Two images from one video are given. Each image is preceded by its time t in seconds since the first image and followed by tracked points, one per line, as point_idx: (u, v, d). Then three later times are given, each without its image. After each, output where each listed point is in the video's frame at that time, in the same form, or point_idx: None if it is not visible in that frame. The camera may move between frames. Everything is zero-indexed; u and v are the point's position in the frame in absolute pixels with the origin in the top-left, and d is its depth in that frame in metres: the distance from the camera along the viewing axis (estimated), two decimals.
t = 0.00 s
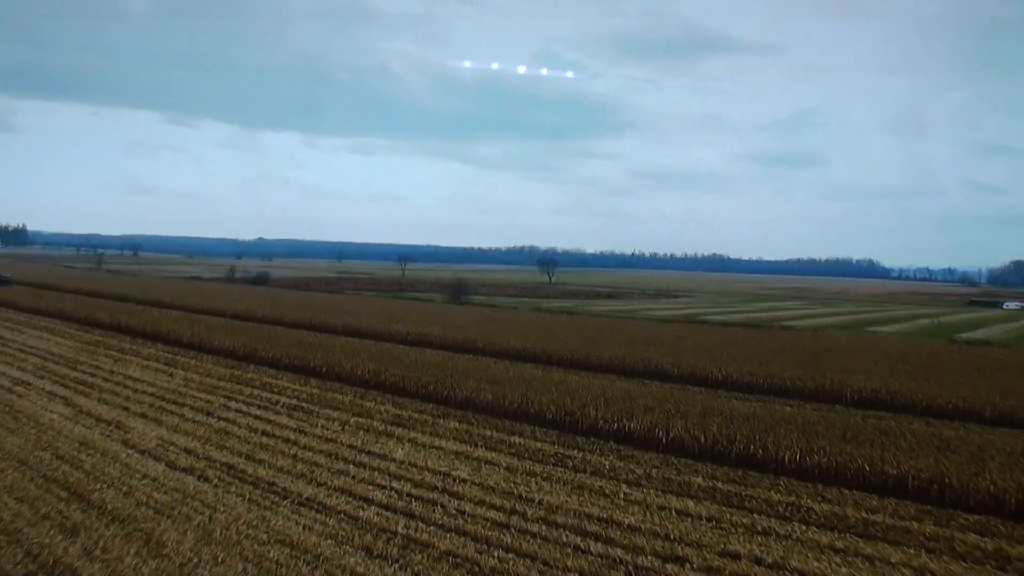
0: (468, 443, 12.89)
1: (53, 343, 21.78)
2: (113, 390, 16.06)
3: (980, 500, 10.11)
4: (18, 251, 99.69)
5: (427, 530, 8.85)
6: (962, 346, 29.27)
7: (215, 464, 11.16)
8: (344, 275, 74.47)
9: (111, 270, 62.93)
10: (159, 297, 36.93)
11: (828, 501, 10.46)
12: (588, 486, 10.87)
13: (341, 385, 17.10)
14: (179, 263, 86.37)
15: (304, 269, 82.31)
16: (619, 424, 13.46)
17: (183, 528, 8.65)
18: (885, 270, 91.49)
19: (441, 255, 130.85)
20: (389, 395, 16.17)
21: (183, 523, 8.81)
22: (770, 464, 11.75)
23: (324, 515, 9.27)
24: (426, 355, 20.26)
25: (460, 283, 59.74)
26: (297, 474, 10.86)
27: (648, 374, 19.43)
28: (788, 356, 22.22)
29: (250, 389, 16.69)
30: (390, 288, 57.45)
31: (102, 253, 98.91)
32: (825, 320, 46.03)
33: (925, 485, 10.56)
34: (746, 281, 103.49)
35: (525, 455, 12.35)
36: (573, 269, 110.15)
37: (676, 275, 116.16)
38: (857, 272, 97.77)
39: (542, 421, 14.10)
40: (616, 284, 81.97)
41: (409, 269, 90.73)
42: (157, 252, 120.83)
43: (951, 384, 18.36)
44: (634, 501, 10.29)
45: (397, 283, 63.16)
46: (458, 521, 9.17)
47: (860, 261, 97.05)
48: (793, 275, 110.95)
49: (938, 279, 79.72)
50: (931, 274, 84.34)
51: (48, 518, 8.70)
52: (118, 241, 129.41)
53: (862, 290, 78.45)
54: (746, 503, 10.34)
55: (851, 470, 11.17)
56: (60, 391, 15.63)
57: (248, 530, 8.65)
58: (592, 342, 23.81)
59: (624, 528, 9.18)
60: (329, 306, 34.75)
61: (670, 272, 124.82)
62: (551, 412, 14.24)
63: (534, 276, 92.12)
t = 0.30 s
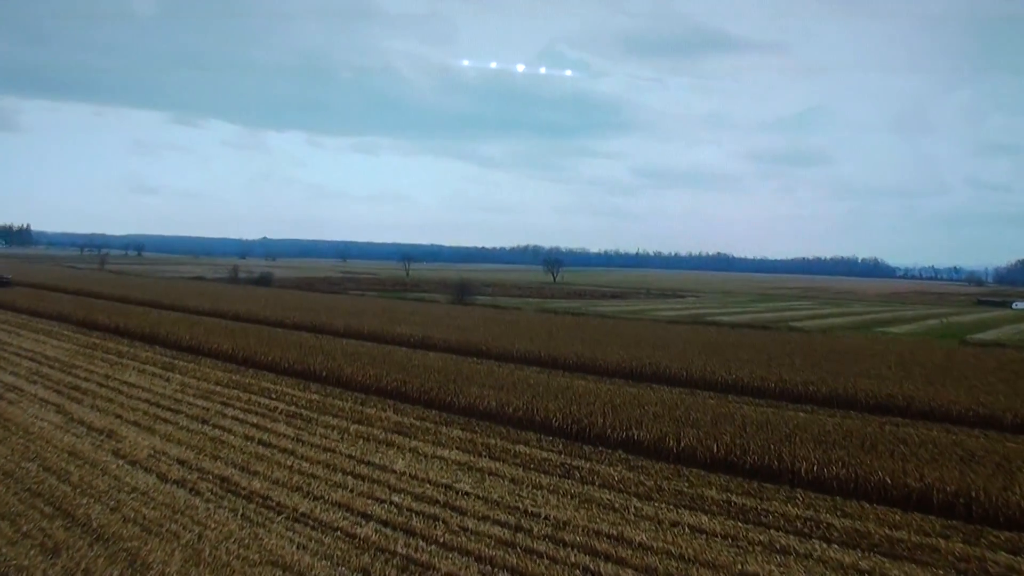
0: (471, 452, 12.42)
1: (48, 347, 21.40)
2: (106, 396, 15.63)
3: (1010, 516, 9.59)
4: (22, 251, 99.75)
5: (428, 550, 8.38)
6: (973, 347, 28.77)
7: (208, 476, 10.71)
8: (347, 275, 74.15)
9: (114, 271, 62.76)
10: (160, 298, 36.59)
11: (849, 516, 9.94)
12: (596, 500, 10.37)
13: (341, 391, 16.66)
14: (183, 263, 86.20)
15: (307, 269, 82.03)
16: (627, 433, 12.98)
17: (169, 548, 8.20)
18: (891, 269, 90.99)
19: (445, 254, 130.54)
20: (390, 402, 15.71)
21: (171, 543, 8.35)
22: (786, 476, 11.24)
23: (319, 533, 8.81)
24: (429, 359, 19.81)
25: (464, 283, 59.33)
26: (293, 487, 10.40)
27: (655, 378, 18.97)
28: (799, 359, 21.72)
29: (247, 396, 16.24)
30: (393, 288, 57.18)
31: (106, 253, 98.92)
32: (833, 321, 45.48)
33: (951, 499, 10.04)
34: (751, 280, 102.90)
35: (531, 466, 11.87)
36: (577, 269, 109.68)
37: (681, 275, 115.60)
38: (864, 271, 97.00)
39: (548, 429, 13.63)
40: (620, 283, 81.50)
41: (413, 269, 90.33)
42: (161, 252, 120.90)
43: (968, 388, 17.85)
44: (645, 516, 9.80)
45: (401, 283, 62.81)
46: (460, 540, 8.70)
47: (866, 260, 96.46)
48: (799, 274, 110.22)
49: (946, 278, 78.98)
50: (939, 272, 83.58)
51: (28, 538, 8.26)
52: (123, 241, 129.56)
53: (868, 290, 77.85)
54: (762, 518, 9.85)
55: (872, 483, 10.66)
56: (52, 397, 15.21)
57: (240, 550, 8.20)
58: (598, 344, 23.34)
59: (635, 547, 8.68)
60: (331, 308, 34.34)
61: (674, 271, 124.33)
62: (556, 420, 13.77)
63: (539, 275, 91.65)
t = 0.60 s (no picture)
0: (473, 462, 11.97)
1: (45, 347, 21.04)
2: (99, 399, 15.24)
3: None
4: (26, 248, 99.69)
5: (425, 570, 7.94)
6: (986, 352, 28.25)
7: (199, 487, 10.29)
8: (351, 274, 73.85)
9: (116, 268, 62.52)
10: (161, 296, 36.24)
11: (869, 535, 9.46)
12: (602, 515, 9.92)
13: (340, 395, 16.23)
14: (187, 261, 85.98)
15: (311, 267, 81.76)
16: (635, 442, 12.50)
17: (153, 566, 7.78)
18: (898, 270, 90.35)
19: (450, 253, 130.16)
20: (390, 407, 15.27)
21: (155, 560, 7.94)
22: (801, 490, 10.77)
23: (312, 550, 8.38)
24: (431, 362, 19.38)
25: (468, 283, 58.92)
26: (286, 499, 9.97)
27: (663, 384, 18.52)
28: (810, 364, 21.20)
29: (244, 399, 15.82)
30: (397, 288, 56.83)
31: (110, 250, 98.78)
32: (841, 324, 44.93)
33: (976, 518, 9.55)
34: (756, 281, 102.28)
35: (535, 477, 11.42)
36: (582, 269, 109.25)
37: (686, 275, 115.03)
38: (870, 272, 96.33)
39: (553, 437, 13.16)
40: (625, 284, 81.03)
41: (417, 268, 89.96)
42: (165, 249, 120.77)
43: (985, 396, 17.35)
44: (654, 533, 9.34)
45: (405, 282, 62.45)
46: (460, 559, 8.26)
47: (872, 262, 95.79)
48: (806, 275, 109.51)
49: (954, 279, 78.26)
50: (947, 274, 82.86)
51: (5, 555, 7.86)
52: (127, 238, 129.53)
53: (875, 291, 77.21)
54: (778, 537, 9.36)
55: (892, 499, 10.18)
56: (43, 400, 14.82)
57: (227, 568, 7.78)
58: (605, 347, 22.86)
59: (643, 568, 8.23)
60: (334, 307, 33.95)
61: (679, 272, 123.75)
62: (562, 428, 13.29)
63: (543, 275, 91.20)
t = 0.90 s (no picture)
0: (478, 476, 11.51)
1: (42, 353, 20.68)
2: (93, 407, 14.84)
3: None
4: (32, 250, 99.83)
5: None
6: (999, 357, 27.71)
7: (191, 503, 9.86)
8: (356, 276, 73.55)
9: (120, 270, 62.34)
10: (163, 300, 35.93)
11: (895, 556, 8.94)
12: (612, 534, 9.43)
13: (341, 403, 15.79)
14: (192, 263, 85.86)
15: (316, 270, 81.52)
16: (646, 455, 12.03)
17: None
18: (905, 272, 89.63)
19: (455, 255, 129.85)
20: (392, 416, 14.82)
21: None
22: (821, 506, 10.25)
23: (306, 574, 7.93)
24: (434, 368, 18.94)
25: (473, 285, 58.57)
26: (281, 517, 9.53)
27: (672, 391, 18.05)
28: (823, 370, 20.68)
29: (242, 408, 15.40)
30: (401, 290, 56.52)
31: (116, 252, 98.83)
32: (850, 326, 44.38)
33: (1008, 539, 9.02)
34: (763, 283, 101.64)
35: (542, 492, 10.94)
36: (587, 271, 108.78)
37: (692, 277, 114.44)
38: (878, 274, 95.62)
39: (560, 449, 12.69)
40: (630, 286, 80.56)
41: (422, 270, 89.64)
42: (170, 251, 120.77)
43: (1005, 403, 16.82)
44: (668, 554, 8.85)
45: (410, 285, 62.12)
46: None
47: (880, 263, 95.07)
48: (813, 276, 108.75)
49: (964, 280, 77.48)
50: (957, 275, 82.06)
51: None
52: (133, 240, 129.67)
53: (883, 293, 76.55)
54: (798, 558, 8.85)
55: (918, 517, 9.66)
56: (36, 409, 14.43)
57: None
58: (612, 353, 22.40)
59: None
60: (337, 311, 33.57)
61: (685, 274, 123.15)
62: (569, 439, 12.83)
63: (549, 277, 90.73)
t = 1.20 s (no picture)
0: (482, 489, 11.02)
1: (39, 356, 20.32)
2: (87, 414, 14.43)
3: None
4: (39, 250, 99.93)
5: None
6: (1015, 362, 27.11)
7: (182, 519, 9.42)
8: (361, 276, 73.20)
9: (125, 270, 62.12)
10: (166, 301, 35.59)
11: None
12: (621, 554, 8.92)
13: (341, 410, 15.34)
14: (198, 263, 85.68)
15: (322, 270, 81.20)
16: (658, 467, 11.52)
17: None
18: (914, 273, 88.91)
19: (461, 256, 129.47)
20: (394, 424, 14.36)
21: None
22: (844, 524, 9.69)
23: None
24: (438, 374, 18.48)
25: (479, 286, 58.13)
26: (275, 534, 9.08)
27: (682, 398, 17.56)
28: (837, 375, 20.14)
29: (240, 415, 14.96)
30: (407, 291, 56.21)
31: (122, 253, 98.89)
32: (861, 329, 43.77)
33: None
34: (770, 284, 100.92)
35: (548, 507, 10.45)
36: (594, 272, 108.24)
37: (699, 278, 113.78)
38: (886, 275, 94.85)
39: (567, 459, 12.21)
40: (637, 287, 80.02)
41: (427, 271, 89.37)
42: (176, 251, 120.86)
43: None
44: None
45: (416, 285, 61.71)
46: None
47: (889, 264, 94.31)
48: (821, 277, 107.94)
49: (974, 282, 76.66)
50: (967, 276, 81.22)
51: None
52: (139, 240, 129.85)
53: (893, 294, 75.75)
54: None
55: (947, 536, 9.09)
56: (28, 416, 14.04)
57: None
58: (620, 357, 21.93)
59: None
60: (341, 313, 33.16)
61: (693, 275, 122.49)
62: (577, 450, 12.34)
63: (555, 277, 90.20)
